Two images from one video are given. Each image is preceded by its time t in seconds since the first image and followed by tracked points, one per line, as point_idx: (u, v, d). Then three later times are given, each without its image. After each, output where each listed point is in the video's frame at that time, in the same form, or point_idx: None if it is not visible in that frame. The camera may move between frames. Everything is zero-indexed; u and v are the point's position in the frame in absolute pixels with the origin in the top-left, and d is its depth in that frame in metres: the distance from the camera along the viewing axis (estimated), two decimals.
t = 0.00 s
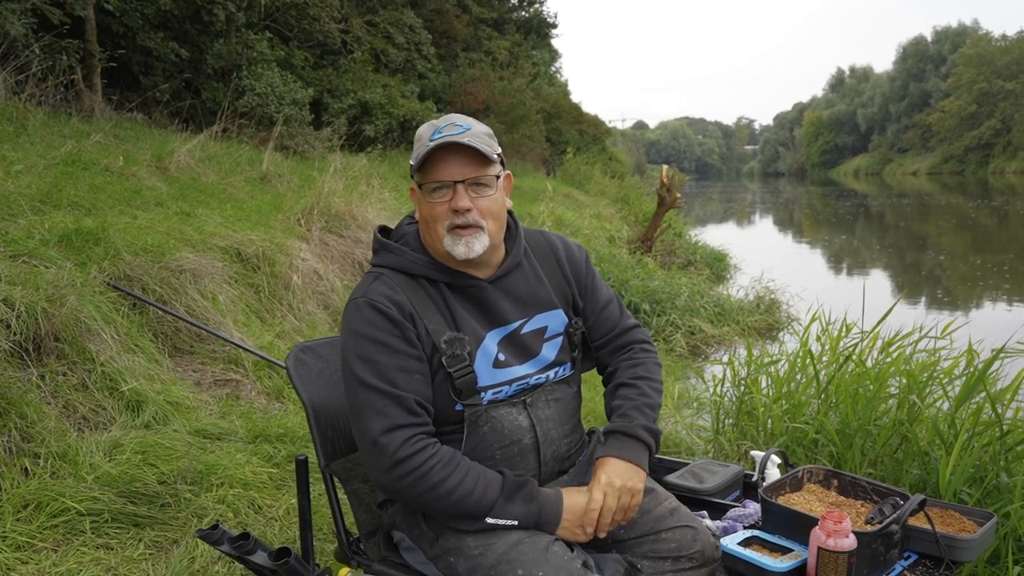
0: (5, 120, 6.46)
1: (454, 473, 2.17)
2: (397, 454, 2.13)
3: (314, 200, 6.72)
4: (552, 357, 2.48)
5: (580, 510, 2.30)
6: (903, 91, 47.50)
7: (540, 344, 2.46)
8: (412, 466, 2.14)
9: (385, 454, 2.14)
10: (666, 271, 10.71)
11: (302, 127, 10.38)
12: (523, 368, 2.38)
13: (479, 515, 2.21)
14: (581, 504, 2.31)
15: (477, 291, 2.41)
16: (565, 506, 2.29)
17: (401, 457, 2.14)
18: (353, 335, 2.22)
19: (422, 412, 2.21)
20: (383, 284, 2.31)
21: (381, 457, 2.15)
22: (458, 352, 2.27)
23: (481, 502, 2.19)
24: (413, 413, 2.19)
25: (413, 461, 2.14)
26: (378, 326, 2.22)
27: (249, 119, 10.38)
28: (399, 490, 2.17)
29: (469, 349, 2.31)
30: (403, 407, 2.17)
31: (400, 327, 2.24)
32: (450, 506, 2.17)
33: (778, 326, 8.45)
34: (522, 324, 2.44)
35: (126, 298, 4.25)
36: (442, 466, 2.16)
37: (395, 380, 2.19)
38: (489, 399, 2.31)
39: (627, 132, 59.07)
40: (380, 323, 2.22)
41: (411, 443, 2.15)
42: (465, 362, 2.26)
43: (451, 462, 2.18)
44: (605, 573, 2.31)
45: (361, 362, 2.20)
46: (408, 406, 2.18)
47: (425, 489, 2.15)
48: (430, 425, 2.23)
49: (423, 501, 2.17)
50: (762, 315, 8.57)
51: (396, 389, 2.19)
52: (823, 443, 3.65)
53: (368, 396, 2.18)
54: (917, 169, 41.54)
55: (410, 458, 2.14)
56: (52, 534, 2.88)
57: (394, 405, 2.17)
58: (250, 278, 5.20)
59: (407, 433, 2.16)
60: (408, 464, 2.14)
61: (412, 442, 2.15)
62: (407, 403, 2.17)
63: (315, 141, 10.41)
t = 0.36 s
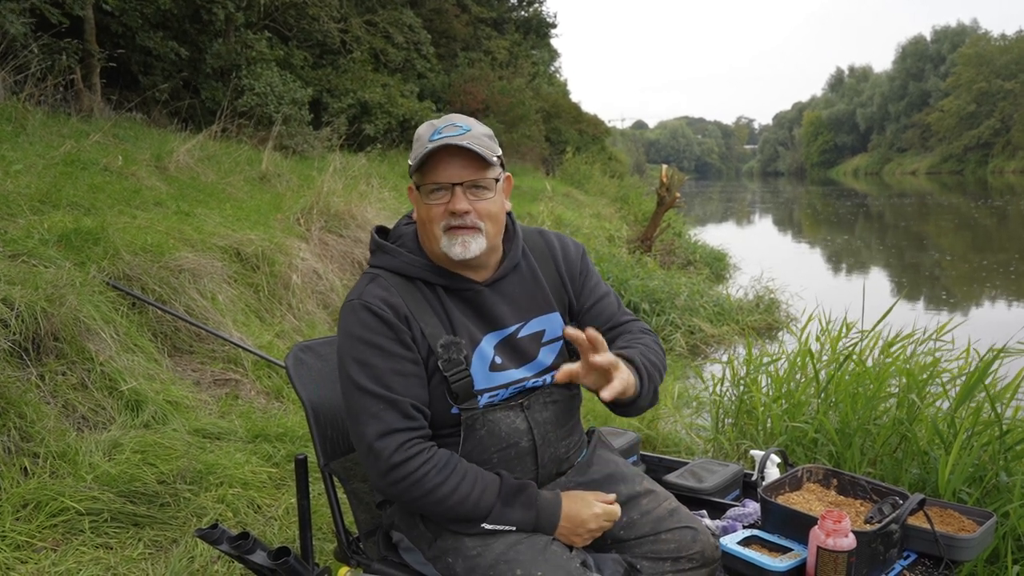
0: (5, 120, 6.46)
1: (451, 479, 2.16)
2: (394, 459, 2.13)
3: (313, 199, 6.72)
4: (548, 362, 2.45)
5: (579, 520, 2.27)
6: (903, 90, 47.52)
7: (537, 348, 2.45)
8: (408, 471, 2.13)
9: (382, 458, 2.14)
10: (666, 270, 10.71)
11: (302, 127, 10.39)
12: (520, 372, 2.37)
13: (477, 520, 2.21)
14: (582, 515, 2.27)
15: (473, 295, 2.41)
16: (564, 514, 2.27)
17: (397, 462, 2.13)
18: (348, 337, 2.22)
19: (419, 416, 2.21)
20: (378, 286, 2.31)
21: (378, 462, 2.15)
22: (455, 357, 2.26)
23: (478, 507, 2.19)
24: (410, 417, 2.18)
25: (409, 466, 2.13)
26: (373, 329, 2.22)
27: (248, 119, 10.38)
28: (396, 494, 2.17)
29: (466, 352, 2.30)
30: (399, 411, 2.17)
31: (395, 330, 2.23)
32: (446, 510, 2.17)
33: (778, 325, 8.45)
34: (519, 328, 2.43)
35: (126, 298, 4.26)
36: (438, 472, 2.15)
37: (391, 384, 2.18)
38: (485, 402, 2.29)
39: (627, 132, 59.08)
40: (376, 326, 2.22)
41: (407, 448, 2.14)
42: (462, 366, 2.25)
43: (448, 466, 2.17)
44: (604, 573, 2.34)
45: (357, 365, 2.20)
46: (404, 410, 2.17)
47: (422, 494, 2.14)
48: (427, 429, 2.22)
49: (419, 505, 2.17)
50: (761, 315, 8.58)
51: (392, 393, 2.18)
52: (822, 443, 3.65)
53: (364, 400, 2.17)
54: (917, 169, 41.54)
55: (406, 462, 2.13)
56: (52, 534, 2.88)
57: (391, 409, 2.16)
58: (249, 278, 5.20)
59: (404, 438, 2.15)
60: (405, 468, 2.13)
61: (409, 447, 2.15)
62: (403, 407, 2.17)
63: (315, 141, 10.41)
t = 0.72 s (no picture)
0: (5, 119, 6.46)
1: (447, 484, 2.16)
2: (389, 466, 2.13)
3: (314, 197, 6.72)
4: (548, 364, 2.45)
5: (578, 517, 2.27)
6: (904, 88, 47.47)
7: (535, 350, 2.44)
8: (405, 478, 2.13)
9: (378, 466, 2.14)
10: (666, 268, 10.70)
11: (302, 125, 10.39)
12: (518, 376, 2.37)
13: (475, 522, 2.21)
14: (581, 512, 2.27)
15: (469, 299, 2.41)
16: (563, 511, 2.26)
17: (393, 469, 2.13)
18: (343, 343, 2.22)
19: (415, 422, 2.20)
20: (373, 291, 2.30)
21: (374, 468, 2.16)
22: (450, 363, 2.25)
23: (476, 510, 2.19)
24: (405, 424, 2.18)
25: (405, 473, 2.13)
26: (368, 335, 2.21)
27: (249, 118, 10.37)
28: (393, 499, 2.17)
29: (462, 358, 2.29)
30: (394, 418, 2.17)
31: (390, 337, 2.22)
32: (443, 515, 2.17)
33: (778, 323, 8.45)
34: (516, 331, 2.43)
35: (127, 296, 4.26)
36: (434, 478, 2.15)
37: (386, 391, 2.18)
38: (483, 406, 2.30)
39: (627, 130, 59.05)
40: (370, 333, 2.21)
41: (403, 455, 2.14)
42: (458, 372, 2.25)
43: (444, 472, 2.17)
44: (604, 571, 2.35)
45: (352, 372, 2.19)
46: (399, 417, 2.17)
47: (418, 500, 2.15)
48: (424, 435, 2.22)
49: (416, 511, 2.17)
50: (762, 313, 8.57)
51: (388, 400, 2.18)
52: (823, 440, 3.66)
53: (360, 407, 2.17)
54: (918, 167, 41.50)
55: (402, 470, 2.14)
56: (53, 532, 2.89)
57: (386, 416, 2.16)
58: (250, 276, 5.20)
59: (399, 445, 2.15)
60: (401, 475, 2.13)
61: (405, 454, 2.15)
62: (398, 414, 2.16)
63: (315, 139, 10.41)
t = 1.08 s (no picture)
0: (6, 117, 6.46)
1: (449, 485, 2.16)
2: (392, 468, 2.13)
3: (315, 195, 6.72)
4: (552, 365, 2.46)
5: (580, 517, 2.26)
6: (905, 86, 47.41)
7: (540, 352, 2.45)
8: (406, 479, 2.14)
9: (380, 467, 2.15)
10: (667, 266, 10.70)
11: (303, 123, 10.39)
12: (520, 377, 2.38)
13: (476, 523, 2.21)
14: (583, 512, 2.26)
15: (472, 299, 2.40)
16: (564, 512, 2.26)
17: (395, 470, 2.14)
18: (345, 344, 2.22)
19: (417, 423, 2.20)
20: (376, 291, 2.29)
21: (376, 470, 2.16)
22: (453, 364, 2.25)
23: (478, 510, 2.19)
24: (408, 425, 2.18)
25: (407, 474, 2.14)
26: (371, 336, 2.21)
27: (250, 115, 10.37)
28: (395, 500, 2.17)
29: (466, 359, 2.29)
30: (397, 420, 2.17)
31: (393, 338, 2.22)
32: (445, 516, 2.18)
33: (779, 322, 8.46)
34: (520, 332, 2.43)
35: (128, 294, 4.26)
36: (436, 479, 2.15)
37: (389, 392, 2.18)
38: (486, 407, 2.31)
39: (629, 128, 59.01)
40: (373, 333, 2.21)
41: (405, 457, 2.14)
42: (462, 373, 2.25)
43: (446, 473, 2.17)
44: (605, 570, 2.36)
45: (354, 373, 2.19)
46: (402, 419, 2.17)
47: (420, 501, 2.15)
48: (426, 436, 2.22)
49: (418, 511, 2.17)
50: (763, 311, 8.57)
51: (390, 401, 2.18)
52: (824, 439, 3.66)
53: (363, 408, 2.17)
54: (920, 164, 41.44)
55: (404, 471, 2.14)
56: (55, 529, 2.89)
57: (389, 418, 2.16)
58: (251, 274, 5.20)
59: (402, 446, 2.15)
60: (404, 476, 2.14)
61: (407, 455, 2.15)
62: (401, 416, 2.16)
63: (316, 137, 10.41)
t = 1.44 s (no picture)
0: (8, 116, 6.47)
1: (452, 481, 2.16)
2: (394, 463, 2.14)
3: (316, 194, 6.73)
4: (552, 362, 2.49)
5: (581, 515, 2.27)
6: (907, 84, 47.37)
7: (540, 349, 2.46)
8: (409, 474, 2.14)
9: (382, 462, 2.15)
10: (668, 265, 10.70)
11: (305, 122, 10.39)
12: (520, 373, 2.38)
13: (478, 519, 2.21)
14: (584, 510, 2.27)
15: (474, 296, 2.41)
16: (565, 510, 2.27)
17: (398, 465, 2.14)
18: (348, 340, 2.22)
19: (420, 418, 2.20)
20: (379, 287, 2.30)
21: (379, 465, 2.16)
22: (456, 359, 2.25)
23: (480, 507, 2.19)
24: (411, 421, 2.18)
25: (410, 470, 2.14)
26: (374, 332, 2.21)
27: (251, 114, 10.37)
28: (398, 495, 2.17)
29: (467, 355, 2.30)
30: (399, 415, 2.17)
31: (396, 333, 2.22)
32: (447, 512, 2.18)
33: (780, 320, 8.46)
34: (521, 329, 2.43)
35: (130, 293, 4.26)
36: (439, 474, 2.15)
37: (391, 388, 2.18)
38: (487, 403, 2.29)
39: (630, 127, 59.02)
40: (376, 329, 2.21)
41: (407, 453, 2.15)
42: (464, 368, 2.25)
43: (449, 468, 2.17)
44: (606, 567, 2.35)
45: (358, 368, 2.20)
46: (405, 414, 2.17)
47: (422, 497, 2.15)
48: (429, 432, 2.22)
49: (420, 507, 2.17)
50: (764, 310, 8.57)
51: (393, 396, 2.18)
52: (826, 437, 3.66)
53: (365, 403, 2.17)
54: (921, 163, 41.43)
55: (407, 466, 2.14)
56: (56, 528, 2.90)
57: (392, 413, 2.16)
58: (252, 273, 5.20)
59: (405, 441, 2.16)
60: (406, 472, 2.14)
61: (410, 450, 2.15)
62: (404, 411, 2.16)
63: (317, 136, 10.41)
